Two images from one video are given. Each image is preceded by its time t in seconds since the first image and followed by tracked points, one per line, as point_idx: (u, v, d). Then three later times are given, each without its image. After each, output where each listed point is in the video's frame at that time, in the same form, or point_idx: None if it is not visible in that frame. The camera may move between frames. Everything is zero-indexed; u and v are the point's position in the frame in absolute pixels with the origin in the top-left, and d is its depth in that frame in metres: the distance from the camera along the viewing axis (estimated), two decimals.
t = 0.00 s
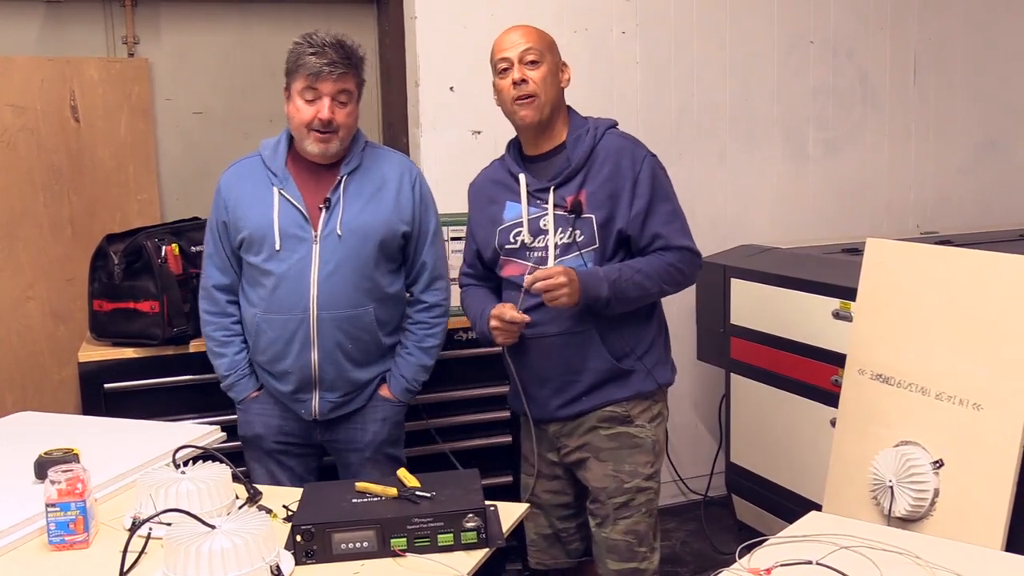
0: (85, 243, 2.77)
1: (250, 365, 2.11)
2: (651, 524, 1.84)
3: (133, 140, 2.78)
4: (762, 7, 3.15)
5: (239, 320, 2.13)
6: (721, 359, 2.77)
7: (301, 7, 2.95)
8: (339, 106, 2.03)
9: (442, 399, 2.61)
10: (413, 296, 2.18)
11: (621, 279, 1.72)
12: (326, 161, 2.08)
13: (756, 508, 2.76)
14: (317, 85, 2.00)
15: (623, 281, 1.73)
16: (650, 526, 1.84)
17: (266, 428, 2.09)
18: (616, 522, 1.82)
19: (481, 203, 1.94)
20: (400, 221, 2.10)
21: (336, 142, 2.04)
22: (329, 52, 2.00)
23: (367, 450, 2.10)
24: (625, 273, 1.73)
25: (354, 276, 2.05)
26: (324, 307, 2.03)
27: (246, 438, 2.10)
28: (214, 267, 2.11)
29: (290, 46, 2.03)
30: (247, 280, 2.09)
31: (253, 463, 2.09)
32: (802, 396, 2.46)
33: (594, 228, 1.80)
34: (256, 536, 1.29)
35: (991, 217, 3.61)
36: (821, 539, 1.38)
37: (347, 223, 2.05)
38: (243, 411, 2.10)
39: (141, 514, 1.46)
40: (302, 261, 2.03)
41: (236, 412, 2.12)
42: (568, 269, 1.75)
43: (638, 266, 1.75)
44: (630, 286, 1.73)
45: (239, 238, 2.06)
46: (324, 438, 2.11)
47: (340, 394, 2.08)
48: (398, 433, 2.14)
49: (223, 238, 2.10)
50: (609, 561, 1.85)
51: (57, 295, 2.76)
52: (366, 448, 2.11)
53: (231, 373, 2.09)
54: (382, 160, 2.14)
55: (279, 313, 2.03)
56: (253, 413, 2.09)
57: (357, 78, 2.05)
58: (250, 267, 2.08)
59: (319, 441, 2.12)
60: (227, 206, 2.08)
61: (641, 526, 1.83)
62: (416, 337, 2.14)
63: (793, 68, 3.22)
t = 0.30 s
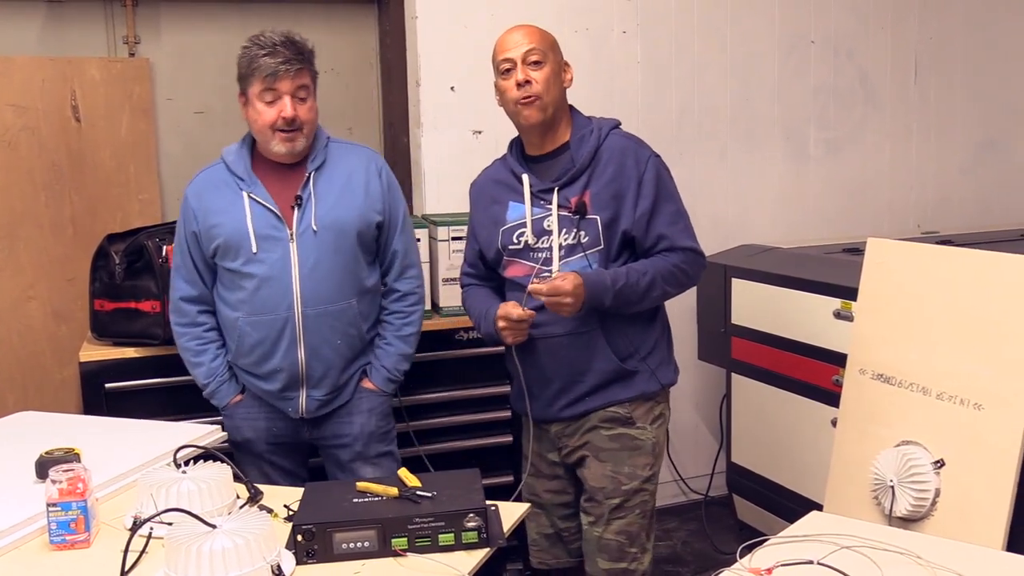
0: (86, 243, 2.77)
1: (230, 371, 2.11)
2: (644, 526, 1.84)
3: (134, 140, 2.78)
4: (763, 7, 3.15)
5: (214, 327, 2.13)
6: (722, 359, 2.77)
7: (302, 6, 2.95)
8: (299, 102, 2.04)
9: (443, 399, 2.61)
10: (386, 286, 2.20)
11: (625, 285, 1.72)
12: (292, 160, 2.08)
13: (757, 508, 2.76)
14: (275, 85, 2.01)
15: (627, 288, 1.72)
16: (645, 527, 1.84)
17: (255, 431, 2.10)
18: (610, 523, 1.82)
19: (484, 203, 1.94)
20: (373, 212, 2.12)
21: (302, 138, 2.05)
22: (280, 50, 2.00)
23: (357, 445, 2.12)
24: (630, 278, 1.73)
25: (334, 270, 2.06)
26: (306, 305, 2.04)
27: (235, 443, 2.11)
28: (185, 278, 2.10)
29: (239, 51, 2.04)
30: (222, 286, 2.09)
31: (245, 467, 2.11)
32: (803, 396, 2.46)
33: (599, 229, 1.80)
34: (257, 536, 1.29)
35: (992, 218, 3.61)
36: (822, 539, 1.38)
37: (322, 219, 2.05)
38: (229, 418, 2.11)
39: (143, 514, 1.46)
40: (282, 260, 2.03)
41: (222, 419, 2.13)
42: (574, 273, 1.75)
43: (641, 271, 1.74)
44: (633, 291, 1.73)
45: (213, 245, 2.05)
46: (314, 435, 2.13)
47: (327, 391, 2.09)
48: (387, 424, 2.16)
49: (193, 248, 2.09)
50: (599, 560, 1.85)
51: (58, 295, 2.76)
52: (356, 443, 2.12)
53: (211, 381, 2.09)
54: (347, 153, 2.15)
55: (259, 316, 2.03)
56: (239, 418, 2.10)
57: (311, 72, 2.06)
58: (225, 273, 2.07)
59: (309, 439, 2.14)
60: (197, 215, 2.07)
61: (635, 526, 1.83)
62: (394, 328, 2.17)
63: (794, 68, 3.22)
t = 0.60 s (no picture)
0: (88, 243, 2.77)
1: (224, 372, 2.12)
2: (649, 530, 1.84)
3: (136, 140, 2.78)
4: (765, 6, 3.15)
5: (207, 329, 2.13)
6: (724, 359, 2.77)
7: (304, 6, 2.95)
8: (287, 100, 2.04)
9: (446, 399, 2.61)
10: (378, 287, 2.21)
11: (628, 290, 1.72)
12: (282, 158, 2.08)
13: (759, 508, 2.75)
14: (262, 85, 2.01)
15: (629, 292, 1.72)
16: (650, 531, 1.84)
17: (250, 433, 2.12)
18: (615, 527, 1.82)
19: (487, 202, 1.94)
20: (365, 211, 2.12)
21: (293, 136, 2.06)
22: (263, 49, 2.00)
23: (351, 443, 2.15)
24: (634, 282, 1.73)
25: (327, 270, 2.06)
26: (300, 304, 2.04)
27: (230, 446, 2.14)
28: (177, 281, 2.09)
29: (222, 54, 2.03)
30: (215, 288, 2.09)
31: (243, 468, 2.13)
32: (806, 396, 2.46)
33: (602, 230, 1.80)
34: (260, 536, 1.29)
35: (994, 217, 3.60)
36: (824, 539, 1.38)
37: (314, 218, 2.06)
38: (224, 419, 2.12)
39: (145, 513, 1.47)
40: (275, 261, 2.03)
41: (217, 420, 2.14)
42: (576, 275, 1.75)
43: (645, 275, 1.74)
44: (636, 296, 1.73)
45: (205, 247, 2.05)
46: (308, 435, 2.16)
47: (320, 391, 2.11)
48: (377, 427, 2.20)
49: (185, 251, 2.09)
50: (604, 563, 1.85)
51: (60, 295, 2.76)
52: (350, 442, 2.15)
53: (205, 383, 2.10)
54: (337, 152, 2.16)
55: (253, 317, 2.04)
56: (234, 420, 2.12)
57: (294, 68, 2.06)
58: (217, 275, 2.07)
59: (303, 439, 2.16)
60: (189, 218, 2.06)
61: (640, 531, 1.83)
62: (385, 330, 2.18)
63: (796, 68, 3.22)
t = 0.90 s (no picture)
0: (90, 243, 2.77)
1: (222, 372, 2.12)
2: (655, 535, 1.83)
3: (139, 140, 2.78)
4: (767, 6, 3.15)
5: (206, 327, 2.13)
6: (727, 359, 2.77)
7: (307, 6, 2.95)
8: (301, 110, 2.04)
9: (447, 398, 2.61)
10: (378, 291, 2.21)
11: (627, 289, 1.72)
12: (290, 165, 2.08)
13: (761, 508, 2.75)
14: (276, 94, 2.01)
15: (630, 291, 1.72)
16: (657, 536, 1.83)
17: (246, 432, 2.13)
18: (622, 532, 1.82)
19: (490, 202, 1.94)
20: (368, 219, 2.12)
21: (304, 144, 2.06)
22: (281, 59, 1.99)
23: (347, 446, 2.16)
24: (634, 281, 1.72)
25: (328, 279, 2.07)
26: (301, 313, 2.04)
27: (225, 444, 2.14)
28: (178, 278, 2.09)
29: (237, 58, 2.02)
30: (215, 288, 2.09)
31: (241, 467, 2.13)
32: (808, 396, 2.46)
33: (604, 231, 1.79)
34: (262, 536, 1.29)
35: (997, 217, 3.60)
36: (826, 539, 1.38)
37: (318, 227, 2.06)
38: (221, 418, 2.13)
39: (147, 513, 1.47)
40: (276, 267, 2.03)
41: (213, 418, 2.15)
42: (577, 276, 1.75)
43: (646, 275, 1.73)
44: (636, 295, 1.73)
45: (207, 247, 2.05)
46: (304, 436, 2.16)
47: (317, 396, 2.11)
48: (375, 428, 2.20)
49: (187, 249, 2.09)
50: (610, 569, 1.85)
51: (62, 294, 2.76)
52: (345, 445, 2.16)
53: (203, 382, 2.10)
54: (341, 158, 2.16)
55: (253, 321, 2.04)
56: (231, 419, 2.12)
57: (311, 78, 2.06)
58: (218, 276, 2.07)
59: (299, 440, 2.17)
60: (192, 216, 2.06)
61: (647, 535, 1.83)
62: (384, 332, 2.18)
63: (798, 67, 3.22)
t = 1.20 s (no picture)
0: (91, 243, 2.77)
1: (224, 371, 2.12)
2: (670, 544, 1.83)
3: (140, 140, 2.78)
4: (769, 6, 3.15)
5: (209, 327, 2.13)
6: (728, 360, 2.77)
7: (308, 6, 2.95)
8: (302, 109, 2.04)
9: (449, 399, 2.61)
10: (379, 290, 2.21)
11: (626, 295, 1.72)
12: (292, 163, 2.09)
13: (762, 509, 2.75)
14: (277, 92, 2.01)
15: (627, 297, 1.72)
16: (672, 545, 1.84)
17: (250, 431, 2.12)
18: (635, 544, 1.82)
19: (493, 202, 1.94)
20: (369, 217, 2.13)
21: (303, 142, 2.06)
22: (282, 56, 2.00)
23: (350, 445, 2.16)
24: (632, 288, 1.72)
25: (332, 276, 2.07)
26: (305, 309, 2.05)
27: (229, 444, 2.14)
28: (181, 278, 2.09)
29: (238, 56, 2.03)
30: (217, 287, 2.09)
31: (244, 467, 2.13)
32: (809, 397, 2.46)
33: (605, 234, 1.79)
34: (264, 535, 1.29)
35: (998, 218, 3.60)
36: (827, 540, 1.38)
37: (320, 224, 2.06)
38: (224, 418, 2.13)
39: (149, 513, 1.47)
40: (279, 264, 2.04)
41: (216, 418, 2.14)
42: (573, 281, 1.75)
43: (644, 280, 1.73)
44: (635, 301, 1.73)
45: (209, 247, 2.05)
46: (308, 435, 2.16)
47: (321, 394, 2.11)
48: (377, 427, 2.21)
49: (189, 249, 2.09)
50: None
51: (64, 295, 2.76)
52: (348, 444, 2.16)
53: (205, 382, 2.10)
54: (341, 157, 2.16)
55: (257, 319, 2.04)
56: (234, 419, 2.12)
57: (312, 77, 2.06)
58: (221, 275, 2.07)
59: (302, 439, 2.17)
60: (194, 216, 2.06)
61: (662, 546, 1.83)
62: (386, 331, 2.19)
63: (799, 67, 3.21)
